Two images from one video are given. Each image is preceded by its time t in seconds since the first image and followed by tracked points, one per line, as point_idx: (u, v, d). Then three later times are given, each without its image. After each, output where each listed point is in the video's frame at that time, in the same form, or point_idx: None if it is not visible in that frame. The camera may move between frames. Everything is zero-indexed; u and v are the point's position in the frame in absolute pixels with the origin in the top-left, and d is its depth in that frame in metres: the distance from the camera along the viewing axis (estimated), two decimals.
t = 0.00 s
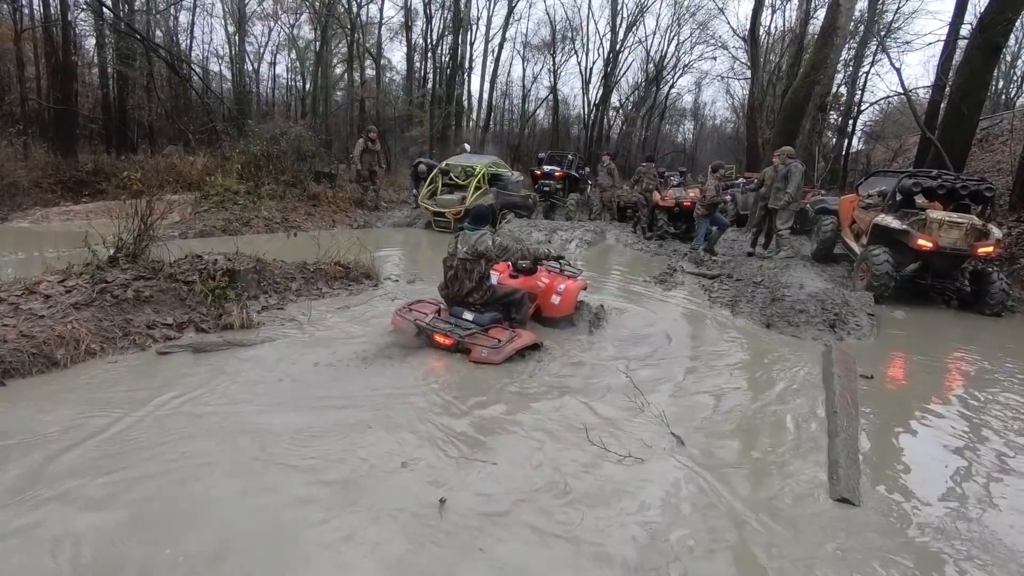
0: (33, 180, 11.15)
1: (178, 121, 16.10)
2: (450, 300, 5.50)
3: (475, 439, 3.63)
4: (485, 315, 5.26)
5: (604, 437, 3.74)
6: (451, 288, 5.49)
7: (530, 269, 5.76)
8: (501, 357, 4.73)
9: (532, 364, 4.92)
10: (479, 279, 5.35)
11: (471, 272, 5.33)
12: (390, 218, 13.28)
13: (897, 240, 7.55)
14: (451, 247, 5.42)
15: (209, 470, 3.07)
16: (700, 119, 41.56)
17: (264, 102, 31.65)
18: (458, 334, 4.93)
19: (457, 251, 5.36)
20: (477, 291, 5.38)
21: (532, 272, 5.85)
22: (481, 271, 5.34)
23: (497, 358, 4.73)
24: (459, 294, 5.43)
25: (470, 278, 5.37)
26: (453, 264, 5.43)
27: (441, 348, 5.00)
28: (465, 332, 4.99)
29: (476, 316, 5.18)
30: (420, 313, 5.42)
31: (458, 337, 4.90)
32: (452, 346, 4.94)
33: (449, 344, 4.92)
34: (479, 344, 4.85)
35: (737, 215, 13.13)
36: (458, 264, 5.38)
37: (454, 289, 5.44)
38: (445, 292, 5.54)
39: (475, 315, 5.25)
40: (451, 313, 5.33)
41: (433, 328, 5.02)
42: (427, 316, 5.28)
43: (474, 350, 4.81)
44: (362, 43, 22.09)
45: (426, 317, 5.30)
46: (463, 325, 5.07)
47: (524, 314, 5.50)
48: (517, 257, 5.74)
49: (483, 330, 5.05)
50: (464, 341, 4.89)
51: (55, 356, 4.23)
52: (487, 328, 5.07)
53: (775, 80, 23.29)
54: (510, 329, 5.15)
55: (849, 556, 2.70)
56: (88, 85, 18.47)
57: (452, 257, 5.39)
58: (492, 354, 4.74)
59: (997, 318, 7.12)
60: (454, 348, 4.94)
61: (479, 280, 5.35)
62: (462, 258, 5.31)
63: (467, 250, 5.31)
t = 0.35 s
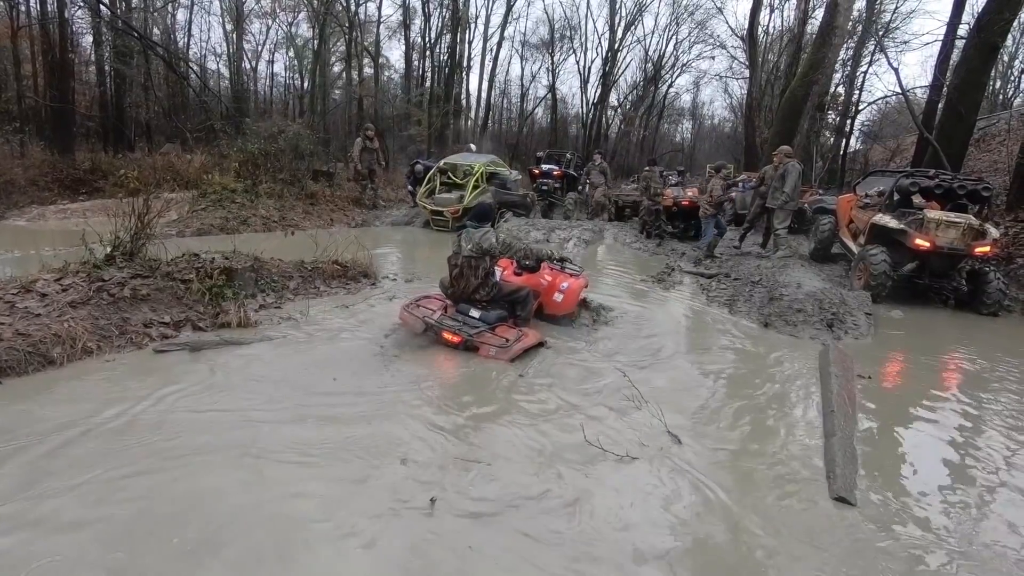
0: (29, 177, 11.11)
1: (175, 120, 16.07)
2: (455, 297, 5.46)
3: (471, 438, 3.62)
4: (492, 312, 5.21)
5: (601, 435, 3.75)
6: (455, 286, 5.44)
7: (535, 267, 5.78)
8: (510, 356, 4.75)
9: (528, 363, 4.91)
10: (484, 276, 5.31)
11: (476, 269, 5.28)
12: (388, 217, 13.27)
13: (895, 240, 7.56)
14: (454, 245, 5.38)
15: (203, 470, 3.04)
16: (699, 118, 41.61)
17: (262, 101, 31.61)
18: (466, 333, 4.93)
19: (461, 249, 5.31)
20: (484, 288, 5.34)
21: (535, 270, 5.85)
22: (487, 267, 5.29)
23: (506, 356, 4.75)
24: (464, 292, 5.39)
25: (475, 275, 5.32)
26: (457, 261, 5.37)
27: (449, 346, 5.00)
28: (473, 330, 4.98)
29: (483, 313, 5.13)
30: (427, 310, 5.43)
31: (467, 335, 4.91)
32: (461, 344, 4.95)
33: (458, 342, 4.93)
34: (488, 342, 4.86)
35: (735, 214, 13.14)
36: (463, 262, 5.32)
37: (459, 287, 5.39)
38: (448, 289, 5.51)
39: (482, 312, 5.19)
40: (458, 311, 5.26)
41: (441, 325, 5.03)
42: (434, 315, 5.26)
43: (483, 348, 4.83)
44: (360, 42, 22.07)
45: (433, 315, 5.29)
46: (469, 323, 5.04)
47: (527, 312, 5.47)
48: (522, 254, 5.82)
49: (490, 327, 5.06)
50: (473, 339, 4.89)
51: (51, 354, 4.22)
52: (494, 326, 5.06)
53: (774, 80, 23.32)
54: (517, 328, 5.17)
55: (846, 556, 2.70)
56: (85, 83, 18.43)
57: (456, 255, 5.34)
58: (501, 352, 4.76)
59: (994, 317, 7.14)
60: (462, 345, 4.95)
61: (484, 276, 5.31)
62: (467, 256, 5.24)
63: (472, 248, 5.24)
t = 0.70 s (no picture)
0: (24, 176, 11.06)
1: (171, 118, 16.01)
2: (462, 292, 5.54)
3: (468, 436, 3.62)
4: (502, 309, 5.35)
5: (598, 433, 3.74)
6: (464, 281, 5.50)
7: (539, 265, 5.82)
8: (524, 355, 4.85)
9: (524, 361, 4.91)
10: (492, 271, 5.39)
11: (484, 264, 5.34)
12: (385, 216, 13.26)
13: (891, 238, 7.57)
14: (461, 239, 5.44)
15: (197, 469, 3.03)
16: (696, 117, 41.64)
17: (259, 99, 31.50)
18: (480, 330, 5.02)
19: (468, 243, 5.37)
20: (492, 284, 5.41)
21: (539, 268, 5.92)
22: (494, 261, 5.35)
23: (520, 355, 4.85)
24: (472, 287, 5.45)
25: (483, 270, 5.38)
26: (465, 257, 5.43)
27: (462, 343, 5.09)
28: (486, 328, 5.07)
29: (493, 310, 5.26)
30: (437, 306, 5.46)
31: (480, 333, 5.00)
32: (474, 341, 5.04)
33: (472, 339, 5.02)
34: (501, 340, 4.95)
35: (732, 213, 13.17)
36: (470, 256, 5.38)
37: (468, 283, 5.45)
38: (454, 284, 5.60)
39: (492, 309, 5.32)
40: (469, 307, 5.36)
41: (454, 324, 5.11)
42: (445, 311, 5.32)
43: (497, 346, 4.91)
44: (357, 40, 22.02)
45: (443, 312, 5.33)
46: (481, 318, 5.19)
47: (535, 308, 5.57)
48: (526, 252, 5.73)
49: (502, 325, 5.16)
50: (487, 337, 4.98)
51: (46, 354, 4.21)
52: (504, 322, 5.21)
53: (771, 78, 23.36)
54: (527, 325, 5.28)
55: (843, 555, 2.69)
56: (80, 81, 18.34)
57: (463, 250, 5.40)
58: (515, 350, 4.87)
59: (989, 316, 7.17)
60: (475, 343, 5.04)
61: (492, 270, 5.37)
62: (474, 250, 5.32)
63: (479, 241, 5.33)
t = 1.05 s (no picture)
0: (16, 176, 11.00)
1: (165, 117, 15.93)
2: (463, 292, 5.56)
3: (461, 435, 3.61)
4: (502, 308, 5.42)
5: (592, 431, 3.75)
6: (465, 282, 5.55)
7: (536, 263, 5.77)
8: (528, 351, 4.91)
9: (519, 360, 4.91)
10: (492, 270, 5.46)
11: (483, 263, 5.41)
12: (380, 215, 13.22)
13: (884, 236, 7.61)
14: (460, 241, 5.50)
15: (192, 471, 3.02)
16: (690, 115, 41.73)
17: (252, 97, 31.37)
18: (484, 329, 5.05)
19: (467, 244, 5.45)
20: (493, 283, 5.46)
21: (535, 264, 5.86)
22: (492, 261, 5.43)
23: (525, 351, 4.90)
24: (473, 287, 5.48)
25: (483, 270, 5.44)
26: (464, 257, 5.47)
27: (466, 343, 5.10)
28: (490, 327, 5.11)
29: (494, 309, 5.33)
30: (439, 307, 5.48)
31: (485, 332, 5.03)
32: (479, 341, 5.06)
33: (476, 339, 5.03)
34: (506, 338, 5.00)
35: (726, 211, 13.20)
36: (470, 257, 5.43)
37: (468, 283, 5.47)
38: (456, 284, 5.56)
39: (494, 308, 5.36)
40: (470, 307, 5.39)
41: (458, 323, 5.12)
42: (448, 311, 5.35)
43: (503, 343, 4.96)
44: (351, 39, 21.97)
45: (446, 312, 5.36)
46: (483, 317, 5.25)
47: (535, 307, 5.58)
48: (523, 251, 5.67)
49: (505, 323, 5.22)
50: (491, 335, 5.02)
51: (38, 355, 4.18)
52: (506, 321, 5.27)
53: (764, 77, 23.43)
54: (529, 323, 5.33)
55: (837, 554, 2.70)
56: (72, 80, 18.22)
57: (462, 250, 5.45)
58: (520, 348, 4.91)
59: (981, 313, 7.21)
60: (479, 342, 5.06)
61: (491, 270, 5.44)
62: (472, 250, 5.39)
63: (477, 241, 5.41)
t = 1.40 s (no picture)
0: (6, 178, 10.93)
1: (156, 118, 15.85)
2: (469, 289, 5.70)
3: (456, 435, 3.62)
4: (503, 306, 5.52)
5: (586, 430, 3.76)
6: (471, 279, 5.69)
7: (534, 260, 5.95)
8: (529, 349, 5.02)
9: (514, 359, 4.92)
10: (498, 268, 5.57)
11: (490, 263, 5.52)
12: (374, 215, 13.21)
13: (876, 234, 7.66)
14: (466, 240, 5.62)
15: (187, 473, 3.00)
16: (684, 115, 41.86)
17: (245, 98, 31.24)
18: (486, 326, 5.10)
19: (473, 243, 5.54)
20: (499, 282, 5.63)
21: (534, 263, 6.01)
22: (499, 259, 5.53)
23: (526, 349, 5.01)
24: (481, 285, 5.65)
25: (490, 269, 5.57)
26: (472, 257, 5.61)
27: (467, 339, 5.14)
28: (492, 324, 5.17)
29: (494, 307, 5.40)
30: (439, 304, 5.51)
31: (487, 329, 5.08)
32: (481, 337, 5.11)
33: (479, 336, 5.09)
34: (508, 336, 5.10)
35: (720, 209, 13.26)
36: (477, 256, 5.57)
37: (476, 282, 5.65)
38: (464, 280, 5.77)
39: (494, 306, 5.46)
40: (471, 304, 5.46)
41: (461, 320, 5.16)
42: (450, 308, 5.39)
43: (504, 341, 5.06)
44: (344, 39, 21.92)
45: (447, 309, 5.39)
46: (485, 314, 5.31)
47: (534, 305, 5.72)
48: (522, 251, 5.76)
49: (506, 321, 5.31)
50: (493, 333, 5.09)
51: (30, 358, 4.16)
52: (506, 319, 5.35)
53: (757, 76, 23.53)
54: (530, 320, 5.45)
55: (830, 550, 2.71)
56: (62, 81, 18.11)
57: (469, 250, 5.57)
58: (522, 345, 5.03)
59: (972, 310, 7.27)
60: (480, 339, 5.11)
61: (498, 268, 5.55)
62: (479, 249, 5.48)
63: (482, 240, 5.48)
